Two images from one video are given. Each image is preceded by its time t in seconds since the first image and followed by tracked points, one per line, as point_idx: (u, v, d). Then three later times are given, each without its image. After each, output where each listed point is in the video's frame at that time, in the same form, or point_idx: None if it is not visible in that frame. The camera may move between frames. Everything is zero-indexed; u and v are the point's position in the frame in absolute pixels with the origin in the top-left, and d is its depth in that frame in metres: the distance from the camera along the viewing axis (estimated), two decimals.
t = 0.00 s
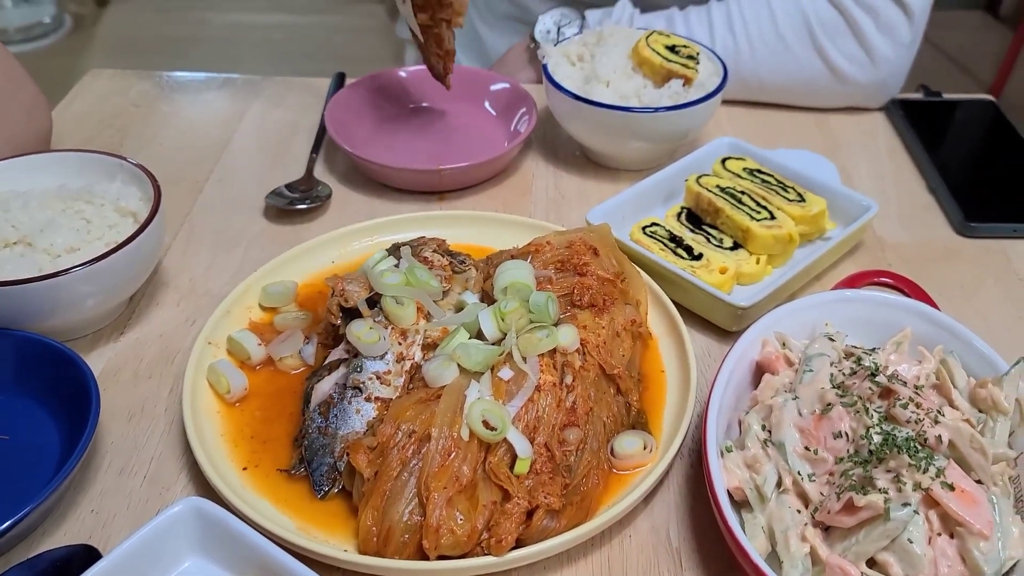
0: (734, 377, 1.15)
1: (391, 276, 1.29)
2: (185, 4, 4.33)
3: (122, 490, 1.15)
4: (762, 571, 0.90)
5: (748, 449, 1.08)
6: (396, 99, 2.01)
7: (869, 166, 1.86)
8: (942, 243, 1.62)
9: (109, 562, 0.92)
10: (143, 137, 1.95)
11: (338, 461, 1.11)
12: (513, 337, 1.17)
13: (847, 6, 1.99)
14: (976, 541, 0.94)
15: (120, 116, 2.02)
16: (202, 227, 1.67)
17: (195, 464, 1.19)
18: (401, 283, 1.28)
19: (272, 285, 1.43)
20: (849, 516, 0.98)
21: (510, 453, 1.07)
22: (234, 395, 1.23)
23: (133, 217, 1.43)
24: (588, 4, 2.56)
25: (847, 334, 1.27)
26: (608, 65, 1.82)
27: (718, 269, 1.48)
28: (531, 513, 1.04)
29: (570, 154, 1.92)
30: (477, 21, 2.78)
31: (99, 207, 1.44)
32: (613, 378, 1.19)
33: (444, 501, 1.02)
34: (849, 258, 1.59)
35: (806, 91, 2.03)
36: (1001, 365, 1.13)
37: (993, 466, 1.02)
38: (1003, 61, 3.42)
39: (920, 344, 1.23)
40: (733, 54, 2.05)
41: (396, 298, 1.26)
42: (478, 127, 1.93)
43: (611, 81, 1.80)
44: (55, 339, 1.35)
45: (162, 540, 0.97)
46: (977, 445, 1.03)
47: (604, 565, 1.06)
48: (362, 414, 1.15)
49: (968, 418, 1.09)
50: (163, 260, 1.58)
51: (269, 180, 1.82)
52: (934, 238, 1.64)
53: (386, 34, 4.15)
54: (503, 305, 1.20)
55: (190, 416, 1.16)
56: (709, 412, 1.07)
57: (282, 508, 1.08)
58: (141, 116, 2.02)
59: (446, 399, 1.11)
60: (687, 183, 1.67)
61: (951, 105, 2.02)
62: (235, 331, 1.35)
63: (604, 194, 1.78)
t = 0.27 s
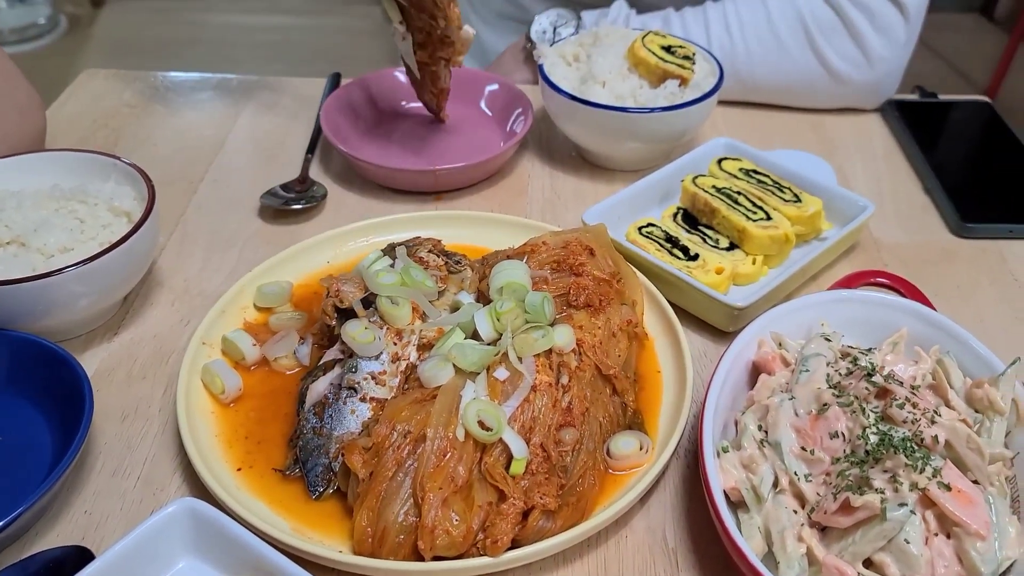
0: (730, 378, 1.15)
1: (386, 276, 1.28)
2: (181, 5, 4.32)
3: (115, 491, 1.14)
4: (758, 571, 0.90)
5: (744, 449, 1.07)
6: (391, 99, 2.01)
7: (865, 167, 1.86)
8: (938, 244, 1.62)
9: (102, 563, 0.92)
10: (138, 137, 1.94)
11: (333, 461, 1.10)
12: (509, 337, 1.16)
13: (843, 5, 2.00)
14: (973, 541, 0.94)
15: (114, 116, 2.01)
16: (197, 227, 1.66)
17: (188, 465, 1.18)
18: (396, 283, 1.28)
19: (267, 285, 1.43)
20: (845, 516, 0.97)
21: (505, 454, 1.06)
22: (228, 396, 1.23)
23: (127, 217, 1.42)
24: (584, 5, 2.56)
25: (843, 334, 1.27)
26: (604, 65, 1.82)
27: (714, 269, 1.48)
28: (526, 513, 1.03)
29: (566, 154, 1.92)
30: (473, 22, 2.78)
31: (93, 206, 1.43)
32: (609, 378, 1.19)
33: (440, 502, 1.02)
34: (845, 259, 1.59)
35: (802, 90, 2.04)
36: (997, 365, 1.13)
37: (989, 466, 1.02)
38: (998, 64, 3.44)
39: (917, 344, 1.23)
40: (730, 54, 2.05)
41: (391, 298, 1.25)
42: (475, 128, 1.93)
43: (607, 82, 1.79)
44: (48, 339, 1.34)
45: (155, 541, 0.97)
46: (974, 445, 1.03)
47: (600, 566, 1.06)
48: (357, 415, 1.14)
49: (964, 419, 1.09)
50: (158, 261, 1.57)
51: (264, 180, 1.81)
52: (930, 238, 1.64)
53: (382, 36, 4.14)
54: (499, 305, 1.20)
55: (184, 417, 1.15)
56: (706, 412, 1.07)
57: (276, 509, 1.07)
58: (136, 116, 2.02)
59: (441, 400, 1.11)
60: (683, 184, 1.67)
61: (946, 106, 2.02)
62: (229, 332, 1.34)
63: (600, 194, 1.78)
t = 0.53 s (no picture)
0: (730, 378, 1.15)
1: (384, 276, 1.27)
2: (177, 6, 4.31)
3: (111, 492, 1.13)
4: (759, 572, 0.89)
5: (744, 450, 1.07)
6: (389, 99, 2.00)
7: (864, 168, 1.86)
8: (938, 245, 1.61)
9: (98, 564, 0.91)
10: (135, 137, 1.93)
11: (331, 462, 1.09)
12: (508, 338, 1.16)
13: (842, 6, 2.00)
14: (975, 542, 0.94)
15: (111, 116, 2.00)
16: (194, 227, 1.65)
17: (185, 466, 1.17)
18: (395, 283, 1.26)
19: (264, 285, 1.42)
20: (847, 517, 0.97)
21: (505, 455, 1.06)
22: (226, 396, 1.22)
23: (123, 216, 1.41)
24: (583, 5, 2.56)
25: (844, 334, 1.26)
26: (602, 65, 1.81)
27: (714, 270, 1.48)
28: (526, 515, 1.02)
29: (565, 155, 1.91)
30: (471, 22, 2.77)
31: (89, 206, 1.42)
32: (609, 379, 1.18)
33: (439, 504, 1.01)
34: (845, 259, 1.59)
35: (800, 92, 2.03)
36: (998, 365, 1.12)
37: (992, 467, 1.02)
38: (995, 66, 3.44)
39: (917, 345, 1.23)
40: (728, 54, 2.05)
41: (389, 298, 1.24)
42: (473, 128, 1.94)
43: (606, 82, 1.79)
44: (43, 339, 1.33)
45: (152, 543, 0.96)
46: (976, 446, 1.03)
47: (600, 568, 1.05)
48: (355, 415, 1.13)
49: (966, 419, 1.08)
50: (154, 261, 1.56)
51: (261, 180, 1.80)
52: (929, 240, 1.63)
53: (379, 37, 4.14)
54: (498, 305, 1.19)
55: (180, 417, 1.14)
56: (706, 413, 1.06)
57: (274, 511, 1.06)
58: (132, 116, 2.01)
59: (440, 400, 1.10)
60: (682, 184, 1.66)
61: (944, 107, 2.02)
62: (226, 332, 1.33)
63: (599, 195, 1.77)
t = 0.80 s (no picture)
0: (732, 378, 1.14)
1: (383, 274, 1.26)
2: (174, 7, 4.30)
3: (107, 492, 1.12)
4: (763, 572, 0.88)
5: (747, 450, 1.06)
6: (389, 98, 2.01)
7: (865, 168, 1.86)
8: (939, 245, 1.61)
9: (94, 565, 0.90)
10: (131, 135, 1.92)
11: (330, 462, 1.08)
12: (509, 336, 1.15)
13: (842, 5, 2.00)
14: (980, 543, 0.93)
15: (107, 114, 1.99)
16: (191, 226, 1.64)
17: (182, 466, 1.16)
18: (394, 281, 1.25)
19: (262, 284, 1.41)
20: (851, 517, 0.96)
21: (505, 454, 1.05)
22: (224, 395, 1.21)
23: (120, 214, 1.40)
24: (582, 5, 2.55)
25: (846, 334, 1.26)
26: (602, 64, 1.81)
27: (715, 269, 1.47)
28: (527, 515, 1.01)
29: (565, 154, 1.90)
30: (470, 22, 2.76)
31: (85, 204, 1.40)
32: (610, 378, 1.17)
33: (439, 504, 1.00)
34: (846, 259, 1.58)
35: (801, 91, 2.03)
36: (1002, 365, 1.12)
37: (996, 467, 1.01)
38: (992, 68, 3.45)
39: (920, 344, 1.22)
40: (728, 53, 2.04)
41: (389, 297, 1.23)
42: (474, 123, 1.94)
43: (607, 80, 1.78)
44: (38, 338, 1.31)
45: (149, 543, 0.94)
46: (980, 445, 1.02)
47: (601, 569, 1.04)
48: (354, 414, 1.12)
49: (970, 419, 1.07)
50: (151, 259, 1.55)
51: (259, 179, 1.79)
52: (930, 239, 1.63)
53: (377, 38, 4.13)
54: (498, 304, 1.18)
55: (177, 416, 1.13)
56: (708, 413, 1.05)
57: (272, 511, 1.05)
58: (129, 115, 1.99)
59: (440, 400, 1.09)
60: (683, 183, 1.65)
61: (943, 107, 2.02)
62: (224, 331, 1.32)
63: (599, 194, 1.77)
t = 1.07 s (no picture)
0: (731, 376, 1.14)
1: (381, 273, 1.25)
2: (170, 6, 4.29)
3: (105, 491, 1.11)
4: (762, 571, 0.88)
5: (746, 449, 1.06)
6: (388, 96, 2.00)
7: (863, 167, 1.86)
8: (938, 245, 1.61)
9: (91, 564, 0.89)
10: (128, 134, 1.91)
11: (328, 461, 1.08)
12: (507, 335, 1.14)
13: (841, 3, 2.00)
14: (979, 542, 0.93)
15: (104, 112, 1.98)
16: (188, 224, 1.64)
17: (179, 465, 1.15)
18: (392, 280, 1.25)
19: (259, 282, 1.40)
20: (850, 516, 0.96)
21: (504, 453, 1.04)
22: (221, 394, 1.20)
23: (117, 213, 1.39)
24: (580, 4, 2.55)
25: (845, 332, 1.26)
26: (601, 62, 1.80)
27: (714, 267, 1.46)
28: (526, 514, 1.01)
29: (563, 153, 1.90)
30: (468, 21, 2.76)
31: (82, 202, 1.40)
32: (609, 377, 1.17)
33: (438, 502, 1.00)
34: (845, 258, 1.58)
35: (799, 90, 2.03)
36: (1002, 364, 1.12)
37: (996, 466, 1.01)
38: (989, 67, 3.45)
39: (919, 343, 1.22)
40: (727, 52, 2.04)
41: (387, 295, 1.23)
42: (479, 111, 1.96)
43: (605, 78, 1.78)
44: (35, 337, 1.31)
45: (147, 542, 0.94)
46: (980, 444, 1.02)
47: (600, 568, 1.04)
48: (353, 413, 1.12)
49: (969, 417, 1.07)
50: (148, 258, 1.55)
51: (257, 177, 1.79)
52: (929, 239, 1.63)
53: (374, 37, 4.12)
54: (497, 303, 1.18)
55: (174, 415, 1.12)
56: (707, 412, 1.05)
57: (270, 510, 1.05)
58: (126, 113, 1.99)
59: (439, 398, 1.09)
60: (682, 182, 1.65)
61: (941, 106, 2.02)
62: (221, 329, 1.32)
63: (597, 193, 1.76)
